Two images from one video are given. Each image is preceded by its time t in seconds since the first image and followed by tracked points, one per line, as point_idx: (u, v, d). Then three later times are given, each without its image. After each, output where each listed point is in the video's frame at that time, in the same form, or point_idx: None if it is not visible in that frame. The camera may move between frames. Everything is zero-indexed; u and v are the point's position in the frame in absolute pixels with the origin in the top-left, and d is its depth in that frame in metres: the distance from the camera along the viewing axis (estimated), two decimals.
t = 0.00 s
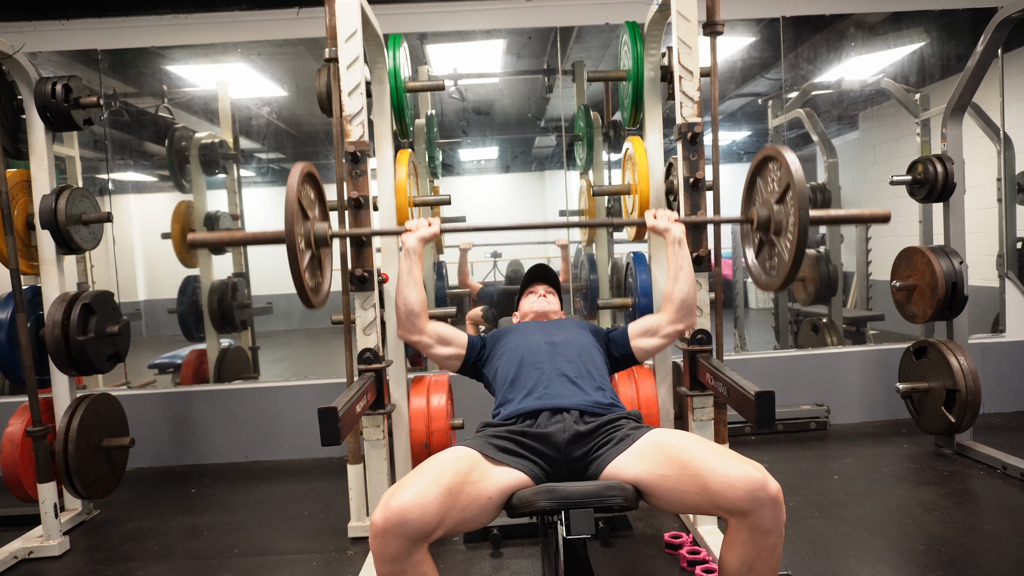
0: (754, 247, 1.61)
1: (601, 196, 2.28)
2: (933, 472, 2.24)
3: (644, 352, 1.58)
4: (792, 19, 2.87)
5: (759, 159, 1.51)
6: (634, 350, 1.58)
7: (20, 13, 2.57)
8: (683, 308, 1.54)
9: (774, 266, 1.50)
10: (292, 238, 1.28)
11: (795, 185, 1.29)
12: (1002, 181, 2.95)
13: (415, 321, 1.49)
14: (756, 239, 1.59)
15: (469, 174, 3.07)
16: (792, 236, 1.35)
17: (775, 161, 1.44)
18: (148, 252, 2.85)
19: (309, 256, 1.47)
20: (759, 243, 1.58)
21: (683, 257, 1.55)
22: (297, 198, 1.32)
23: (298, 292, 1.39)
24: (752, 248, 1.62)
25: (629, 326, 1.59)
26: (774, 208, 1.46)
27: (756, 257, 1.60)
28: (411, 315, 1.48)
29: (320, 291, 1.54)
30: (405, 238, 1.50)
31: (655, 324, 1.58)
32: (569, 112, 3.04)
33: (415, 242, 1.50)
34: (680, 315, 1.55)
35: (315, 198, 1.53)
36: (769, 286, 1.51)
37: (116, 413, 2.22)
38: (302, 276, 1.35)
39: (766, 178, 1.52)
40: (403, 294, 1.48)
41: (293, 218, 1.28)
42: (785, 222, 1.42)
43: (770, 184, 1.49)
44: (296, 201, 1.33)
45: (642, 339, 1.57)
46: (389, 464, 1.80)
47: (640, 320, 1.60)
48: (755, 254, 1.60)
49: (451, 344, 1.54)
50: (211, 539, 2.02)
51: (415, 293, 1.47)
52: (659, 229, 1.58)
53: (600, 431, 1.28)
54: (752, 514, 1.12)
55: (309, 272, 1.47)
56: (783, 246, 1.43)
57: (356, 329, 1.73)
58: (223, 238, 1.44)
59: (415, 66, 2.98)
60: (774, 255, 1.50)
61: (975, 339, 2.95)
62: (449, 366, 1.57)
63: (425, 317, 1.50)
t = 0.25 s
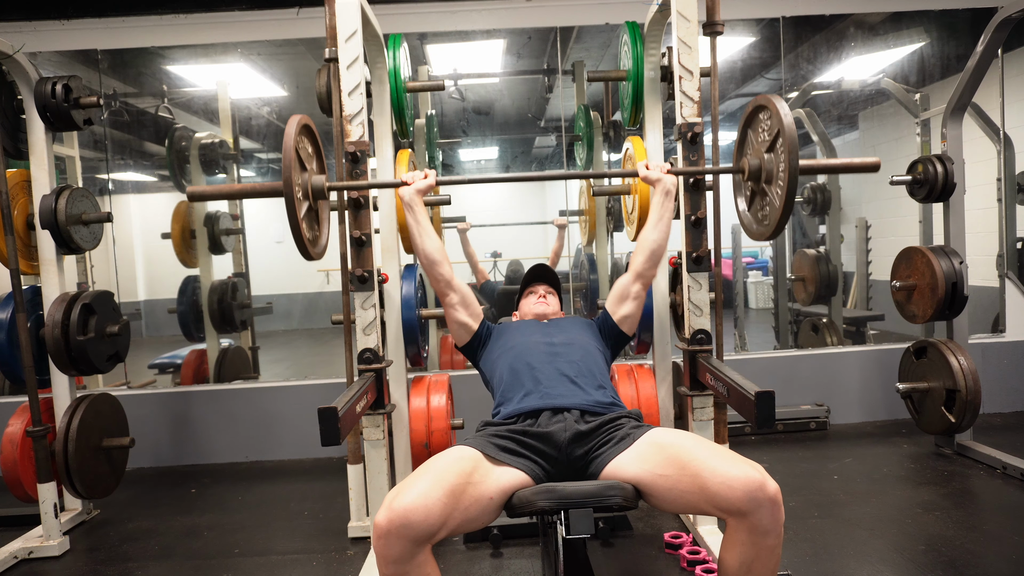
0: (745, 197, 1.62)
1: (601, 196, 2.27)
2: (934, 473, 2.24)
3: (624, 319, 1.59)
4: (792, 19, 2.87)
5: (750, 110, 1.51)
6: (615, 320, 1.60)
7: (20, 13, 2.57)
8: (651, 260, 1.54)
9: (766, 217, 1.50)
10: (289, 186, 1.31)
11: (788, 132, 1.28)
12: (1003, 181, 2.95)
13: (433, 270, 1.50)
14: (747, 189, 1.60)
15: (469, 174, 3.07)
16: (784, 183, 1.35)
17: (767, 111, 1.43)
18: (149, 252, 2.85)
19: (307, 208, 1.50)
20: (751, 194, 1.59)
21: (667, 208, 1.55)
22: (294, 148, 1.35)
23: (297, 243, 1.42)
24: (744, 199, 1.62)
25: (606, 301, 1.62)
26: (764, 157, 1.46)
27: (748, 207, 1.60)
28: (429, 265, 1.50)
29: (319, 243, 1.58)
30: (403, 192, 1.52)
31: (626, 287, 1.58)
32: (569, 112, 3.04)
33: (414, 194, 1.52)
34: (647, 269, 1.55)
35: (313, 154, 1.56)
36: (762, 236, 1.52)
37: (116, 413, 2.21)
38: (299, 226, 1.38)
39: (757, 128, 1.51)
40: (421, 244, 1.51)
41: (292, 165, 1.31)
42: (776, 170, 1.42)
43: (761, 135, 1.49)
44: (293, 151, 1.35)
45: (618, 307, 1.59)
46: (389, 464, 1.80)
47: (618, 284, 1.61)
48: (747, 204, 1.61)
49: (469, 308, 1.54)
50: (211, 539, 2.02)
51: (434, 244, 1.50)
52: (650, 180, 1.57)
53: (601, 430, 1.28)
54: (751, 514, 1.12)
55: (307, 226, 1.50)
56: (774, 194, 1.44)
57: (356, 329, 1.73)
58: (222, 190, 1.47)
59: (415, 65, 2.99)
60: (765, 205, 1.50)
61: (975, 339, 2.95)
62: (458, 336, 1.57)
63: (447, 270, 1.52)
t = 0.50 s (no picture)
0: (744, 218, 1.63)
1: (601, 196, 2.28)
2: (934, 473, 2.24)
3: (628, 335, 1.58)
4: (792, 19, 2.87)
5: (746, 128, 1.52)
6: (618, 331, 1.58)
7: (20, 13, 2.57)
8: (661, 281, 1.55)
9: (763, 237, 1.51)
10: (285, 210, 1.30)
11: (783, 154, 1.29)
12: (1003, 181, 2.95)
13: (422, 295, 1.50)
14: (745, 209, 1.60)
15: (469, 174, 3.06)
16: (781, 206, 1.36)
17: (762, 130, 1.44)
18: (149, 251, 2.86)
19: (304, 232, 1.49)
20: (749, 214, 1.59)
21: (669, 229, 1.57)
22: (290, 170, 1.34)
23: (294, 267, 1.40)
24: (743, 219, 1.63)
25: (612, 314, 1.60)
26: (762, 177, 1.47)
27: (745, 228, 1.61)
28: (415, 291, 1.50)
29: (316, 268, 1.56)
30: (399, 213, 1.52)
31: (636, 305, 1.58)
32: (569, 112, 3.04)
33: (410, 216, 1.52)
34: (661, 289, 1.56)
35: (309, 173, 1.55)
36: (759, 258, 1.52)
37: (116, 413, 2.21)
38: (296, 249, 1.37)
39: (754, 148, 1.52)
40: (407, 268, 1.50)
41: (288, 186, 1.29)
42: (773, 191, 1.43)
43: (758, 154, 1.49)
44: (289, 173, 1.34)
45: (622, 321, 1.57)
46: (389, 464, 1.80)
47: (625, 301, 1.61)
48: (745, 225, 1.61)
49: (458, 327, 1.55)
50: (211, 539, 2.02)
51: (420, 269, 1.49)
52: (648, 202, 1.60)
53: (598, 430, 1.28)
54: (750, 513, 1.12)
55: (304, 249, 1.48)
56: (771, 215, 1.45)
57: (356, 329, 1.73)
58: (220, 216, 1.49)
59: (415, 65, 3.01)
60: (763, 225, 1.51)
61: (975, 339, 2.95)
62: (450, 353, 1.57)
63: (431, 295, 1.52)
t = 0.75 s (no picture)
0: (751, 284, 1.58)
1: (601, 196, 2.28)
2: (934, 473, 2.24)
3: (634, 377, 1.58)
4: (792, 19, 2.87)
5: (755, 193, 1.48)
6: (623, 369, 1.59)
7: (21, 13, 2.58)
8: (678, 350, 1.52)
9: (771, 305, 1.47)
10: (283, 288, 1.22)
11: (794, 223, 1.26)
12: (1003, 181, 2.95)
13: (415, 367, 1.47)
14: (752, 275, 1.57)
15: (469, 174, 3.06)
16: (790, 276, 1.32)
17: (771, 196, 1.42)
18: (149, 251, 2.86)
19: (300, 303, 1.41)
20: (756, 280, 1.56)
21: (679, 299, 1.50)
22: (287, 240, 1.27)
23: (291, 344, 1.33)
24: (749, 285, 1.59)
25: (627, 345, 1.59)
26: (771, 245, 1.43)
27: (753, 294, 1.57)
28: (410, 363, 1.47)
29: (314, 339, 1.48)
30: (399, 284, 1.45)
31: (644, 351, 1.57)
32: (569, 112, 3.04)
33: (409, 286, 1.45)
34: (676, 357, 1.52)
35: (307, 241, 1.47)
36: (767, 326, 1.48)
37: (116, 413, 2.22)
38: (294, 325, 1.29)
39: (762, 213, 1.49)
40: (400, 343, 1.45)
41: (286, 263, 1.22)
42: (782, 262, 1.39)
43: (766, 220, 1.47)
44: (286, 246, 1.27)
45: (631, 363, 1.57)
46: (389, 464, 1.80)
47: (635, 344, 1.59)
48: (753, 291, 1.57)
49: (452, 376, 1.55)
50: (211, 539, 2.02)
51: (414, 342, 1.45)
52: (655, 270, 1.52)
53: (598, 431, 1.28)
54: (750, 514, 1.12)
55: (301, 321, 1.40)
56: (780, 285, 1.40)
57: (356, 329, 1.73)
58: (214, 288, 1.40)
59: (414, 65, 3.01)
60: (771, 293, 1.47)
61: (975, 339, 2.95)
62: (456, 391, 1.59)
63: (423, 362, 1.49)
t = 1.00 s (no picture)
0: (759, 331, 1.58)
1: (601, 196, 2.28)
2: (934, 473, 2.24)
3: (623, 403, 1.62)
4: (792, 19, 2.87)
5: (761, 242, 1.48)
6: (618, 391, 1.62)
7: (21, 13, 2.58)
8: (671, 401, 1.52)
9: (781, 353, 1.46)
10: (289, 348, 1.20)
11: (801, 277, 1.26)
12: (1003, 181, 2.95)
13: (432, 417, 1.49)
14: (760, 322, 1.56)
15: (469, 174, 3.06)
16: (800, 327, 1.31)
17: (777, 245, 1.41)
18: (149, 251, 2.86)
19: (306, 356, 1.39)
20: (764, 326, 1.55)
21: (680, 352, 1.48)
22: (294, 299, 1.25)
23: (296, 399, 1.30)
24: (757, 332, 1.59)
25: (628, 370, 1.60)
26: (778, 295, 1.42)
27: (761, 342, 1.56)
28: (427, 414, 1.48)
29: (318, 391, 1.45)
30: (406, 337, 1.44)
31: (641, 384, 1.58)
32: (569, 112, 3.04)
33: (416, 339, 1.44)
34: (665, 408, 1.53)
35: (313, 292, 1.45)
36: (776, 374, 1.47)
37: (116, 413, 2.22)
38: (301, 380, 1.27)
39: (768, 260, 1.49)
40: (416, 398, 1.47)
41: (292, 318, 1.20)
42: (790, 311, 1.38)
43: (773, 267, 1.46)
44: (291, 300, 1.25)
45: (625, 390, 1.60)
46: (389, 465, 1.80)
47: (636, 373, 1.60)
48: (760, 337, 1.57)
49: (464, 404, 1.57)
50: (212, 539, 2.02)
51: (428, 393, 1.46)
52: (661, 319, 1.50)
53: (599, 431, 1.28)
54: (752, 514, 1.12)
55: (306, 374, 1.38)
56: (789, 335, 1.40)
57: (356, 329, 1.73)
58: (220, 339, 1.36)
59: (415, 65, 3.01)
60: (779, 341, 1.46)
61: (975, 339, 2.95)
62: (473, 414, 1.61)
63: (437, 407, 1.50)
